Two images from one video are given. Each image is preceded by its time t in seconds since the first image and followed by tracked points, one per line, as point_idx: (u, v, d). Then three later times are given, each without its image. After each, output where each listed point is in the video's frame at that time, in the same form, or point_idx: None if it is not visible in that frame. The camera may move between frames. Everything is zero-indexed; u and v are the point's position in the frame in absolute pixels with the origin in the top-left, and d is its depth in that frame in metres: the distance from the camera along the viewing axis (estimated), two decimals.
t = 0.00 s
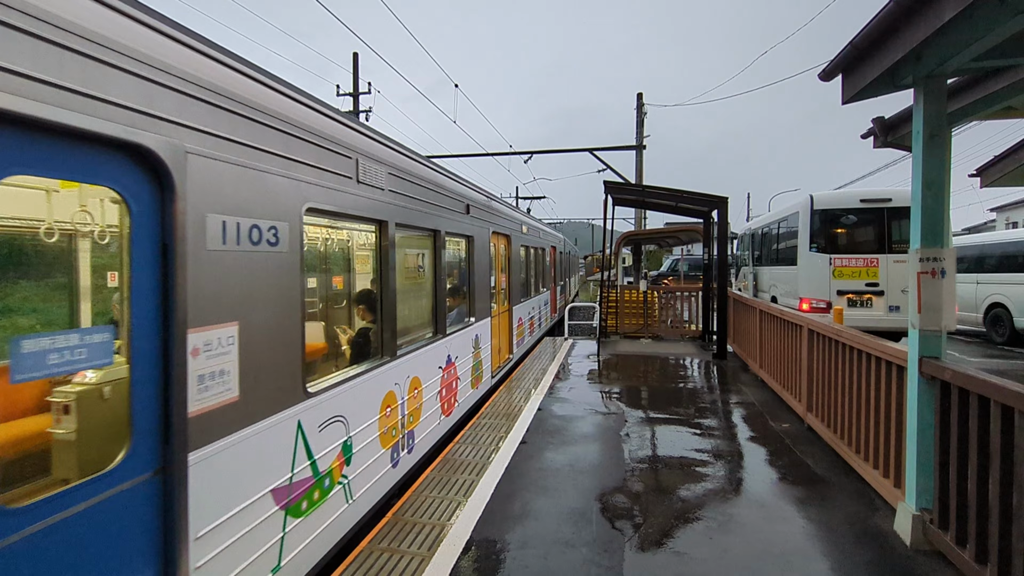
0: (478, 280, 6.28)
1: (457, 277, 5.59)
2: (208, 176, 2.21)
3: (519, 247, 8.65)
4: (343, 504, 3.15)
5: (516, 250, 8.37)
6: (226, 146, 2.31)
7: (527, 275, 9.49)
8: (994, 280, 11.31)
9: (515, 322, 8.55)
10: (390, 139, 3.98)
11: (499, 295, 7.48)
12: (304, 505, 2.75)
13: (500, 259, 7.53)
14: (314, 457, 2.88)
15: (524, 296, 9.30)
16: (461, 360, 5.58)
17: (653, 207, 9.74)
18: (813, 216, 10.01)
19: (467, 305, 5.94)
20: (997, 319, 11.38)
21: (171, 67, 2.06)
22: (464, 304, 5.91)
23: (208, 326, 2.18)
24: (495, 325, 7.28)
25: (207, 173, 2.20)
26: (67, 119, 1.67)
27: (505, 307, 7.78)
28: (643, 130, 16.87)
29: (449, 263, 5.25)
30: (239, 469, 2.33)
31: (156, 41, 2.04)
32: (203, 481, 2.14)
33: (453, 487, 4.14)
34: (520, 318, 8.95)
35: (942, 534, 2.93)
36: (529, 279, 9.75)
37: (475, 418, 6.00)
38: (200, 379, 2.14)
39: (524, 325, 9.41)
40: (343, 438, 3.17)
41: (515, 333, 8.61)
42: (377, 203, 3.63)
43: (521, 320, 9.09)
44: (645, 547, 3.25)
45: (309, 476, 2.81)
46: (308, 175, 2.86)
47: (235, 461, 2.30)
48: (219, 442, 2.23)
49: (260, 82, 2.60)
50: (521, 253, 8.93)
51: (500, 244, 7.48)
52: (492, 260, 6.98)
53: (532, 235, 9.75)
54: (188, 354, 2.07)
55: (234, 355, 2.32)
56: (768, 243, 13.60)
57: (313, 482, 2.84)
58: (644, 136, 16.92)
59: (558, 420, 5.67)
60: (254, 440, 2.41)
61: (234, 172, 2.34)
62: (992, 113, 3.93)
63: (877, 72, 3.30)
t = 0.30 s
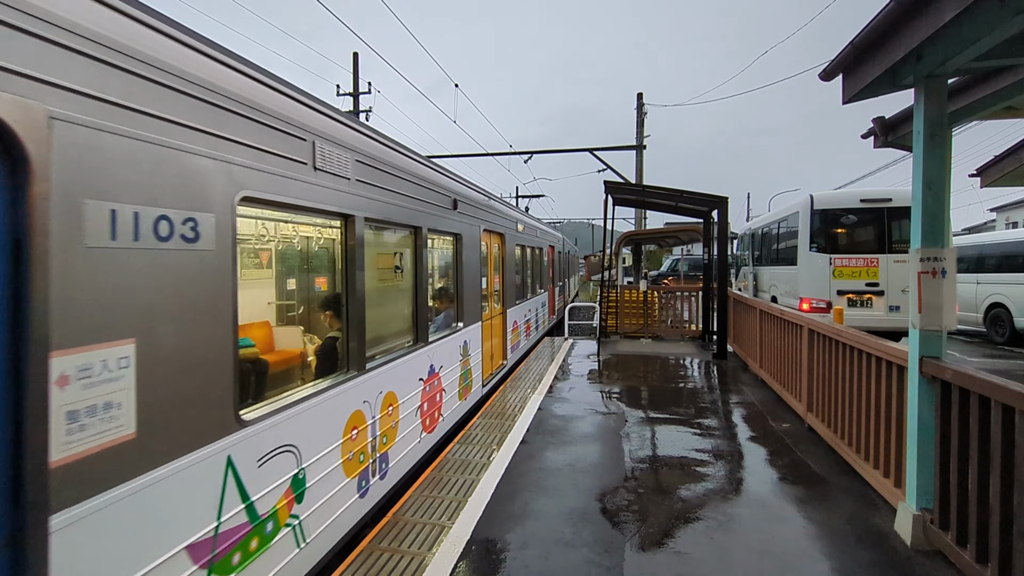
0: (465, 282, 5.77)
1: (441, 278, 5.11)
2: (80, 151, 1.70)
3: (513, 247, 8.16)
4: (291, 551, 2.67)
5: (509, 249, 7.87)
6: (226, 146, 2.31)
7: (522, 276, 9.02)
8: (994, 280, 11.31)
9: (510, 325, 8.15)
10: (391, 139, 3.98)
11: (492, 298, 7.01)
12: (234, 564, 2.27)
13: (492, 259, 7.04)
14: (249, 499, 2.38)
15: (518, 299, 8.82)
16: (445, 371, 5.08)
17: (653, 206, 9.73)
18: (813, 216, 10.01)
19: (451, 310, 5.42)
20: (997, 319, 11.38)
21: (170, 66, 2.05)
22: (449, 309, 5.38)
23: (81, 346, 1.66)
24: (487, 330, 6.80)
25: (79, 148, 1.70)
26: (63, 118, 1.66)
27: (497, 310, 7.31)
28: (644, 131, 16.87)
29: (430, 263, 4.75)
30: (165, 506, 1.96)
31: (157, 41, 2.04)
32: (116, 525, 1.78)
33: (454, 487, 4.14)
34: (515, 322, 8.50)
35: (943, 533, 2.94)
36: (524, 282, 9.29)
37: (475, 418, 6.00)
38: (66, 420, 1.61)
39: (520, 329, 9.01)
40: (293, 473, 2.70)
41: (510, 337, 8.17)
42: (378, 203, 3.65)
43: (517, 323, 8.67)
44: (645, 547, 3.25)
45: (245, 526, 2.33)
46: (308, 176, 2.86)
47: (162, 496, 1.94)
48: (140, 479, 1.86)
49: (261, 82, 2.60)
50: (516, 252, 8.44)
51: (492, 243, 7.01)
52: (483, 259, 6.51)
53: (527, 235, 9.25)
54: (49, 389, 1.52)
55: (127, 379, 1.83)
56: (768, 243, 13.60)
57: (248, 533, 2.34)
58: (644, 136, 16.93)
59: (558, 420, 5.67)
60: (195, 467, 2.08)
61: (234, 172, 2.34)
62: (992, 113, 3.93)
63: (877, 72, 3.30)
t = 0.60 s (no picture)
0: (449, 286, 5.20)
1: (419, 281, 4.55)
2: None
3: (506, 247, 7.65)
4: None
5: (502, 248, 7.35)
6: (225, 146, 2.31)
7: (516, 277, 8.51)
8: (994, 281, 11.32)
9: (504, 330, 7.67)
10: (391, 140, 4.00)
11: (482, 302, 6.50)
12: None
13: (482, 259, 6.51)
14: (135, 575, 1.83)
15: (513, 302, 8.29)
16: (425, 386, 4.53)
17: (653, 206, 9.72)
18: (813, 216, 10.01)
19: (430, 315, 4.84)
20: (997, 319, 11.38)
21: (168, 65, 2.05)
22: (428, 315, 4.81)
23: None
24: (477, 336, 6.27)
25: None
26: (60, 118, 1.67)
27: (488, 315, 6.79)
28: (643, 130, 16.88)
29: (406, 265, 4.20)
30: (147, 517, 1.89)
31: (156, 41, 2.04)
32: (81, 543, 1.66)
33: (454, 488, 4.14)
34: (510, 326, 8.00)
35: (943, 533, 2.94)
36: (518, 284, 8.78)
37: (475, 418, 6.00)
38: None
39: (516, 334, 8.55)
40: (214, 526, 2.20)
41: (504, 343, 7.68)
42: (378, 203, 3.66)
43: (512, 328, 8.19)
44: (646, 547, 3.25)
45: None
46: (307, 176, 2.86)
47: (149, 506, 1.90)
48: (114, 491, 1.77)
49: (262, 83, 2.61)
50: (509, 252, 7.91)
51: (482, 243, 6.47)
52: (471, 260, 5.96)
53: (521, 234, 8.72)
54: None
55: None
56: (768, 243, 13.61)
57: None
58: (644, 136, 16.91)
59: (559, 420, 5.67)
60: (180, 475, 2.03)
61: (231, 172, 2.34)
62: (993, 113, 3.93)
63: (878, 71, 3.29)
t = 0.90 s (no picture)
0: (431, 286, 4.71)
1: (396, 283, 4.09)
2: None
3: (498, 247, 7.23)
4: None
5: (492, 246, 6.92)
6: (224, 146, 2.31)
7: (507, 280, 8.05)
8: (994, 281, 11.32)
9: (495, 336, 7.24)
10: (391, 140, 4.00)
11: (471, 304, 6.08)
12: None
13: (471, 259, 6.08)
14: None
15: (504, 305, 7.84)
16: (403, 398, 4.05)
17: (653, 206, 9.72)
18: (814, 216, 10.01)
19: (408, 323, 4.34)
20: (997, 319, 11.39)
21: (170, 66, 2.06)
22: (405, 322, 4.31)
23: None
24: (464, 341, 5.82)
25: None
26: (65, 120, 1.68)
27: (478, 319, 6.37)
28: (643, 131, 16.88)
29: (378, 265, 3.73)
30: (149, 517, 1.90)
31: (155, 41, 2.04)
32: (77, 543, 1.68)
33: (454, 487, 4.15)
34: (500, 332, 7.57)
35: (943, 533, 2.94)
36: (511, 286, 8.31)
37: (475, 418, 5.99)
38: None
39: (507, 339, 8.12)
40: None
41: (495, 349, 7.25)
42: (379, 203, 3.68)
43: (503, 333, 7.75)
44: (646, 547, 3.26)
45: None
46: (308, 176, 2.87)
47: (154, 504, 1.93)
48: (115, 491, 1.79)
49: (262, 83, 2.62)
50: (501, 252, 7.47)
51: (472, 242, 6.05)
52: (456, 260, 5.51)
53: (514, 234, 8.28)
54: None
55: None
56: (768, 243, 13.62)
57: None
58: (644, 136, 16.92)
59: (559, 420, 5.67)
60: (180, 475, 2.03)
61: (229, 172, 2.33)
62: (993, 113, 3.94)
63: (879, 71, 3.29)
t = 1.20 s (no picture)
0: (406, 290, 4.19)
1: (366, 287, 3.63)
2: None
3: (489, 245, 6.76)
4: None
5: (483, 245, 6.42)
6: (223, 146, 2.30)
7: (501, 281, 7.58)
8: (994, 281, 11.33)
9: (487, 341, 6.77)
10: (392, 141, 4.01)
11: (457, 309, 5.60)
12: None
13: (457, 260, 5.59)
14: None
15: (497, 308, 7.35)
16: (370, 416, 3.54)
17: (653, 206, 9.72)
18: (814, 216, 10.01)
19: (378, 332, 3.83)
20: (997, 320, 11.39)
21: (170, 66, 2.07)
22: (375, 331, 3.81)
23: None
24: (450, 349, 5.34)
25: None
26: (66, 122, 1.69)
27: (465, 325, 5.90)
28: (643, 131, 16.87)
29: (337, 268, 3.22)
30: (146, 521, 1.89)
31: (155, 42, 2.04)
32: (75, 546, 1.66)
33: (454, 487, 4.14)
34: (494, 337, 7.11)
35: (943, 533, 2.94)
36: (506, 288, 7.83)
37: (476, 418, 5.99)
38: None
39: (502, 344, 7.67)
40: None
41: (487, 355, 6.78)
42: (380, 203, 3.69)
43: (497, 338, 7.29)
44: (646, 547, 3.26)
45: None
46: (309, 176, 2.87)
47: (152, 505, 1.92)
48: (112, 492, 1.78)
49: (263, 84, 2.62)
50: (493, 251, 6.97)
51: (458, 241, 5.57)
52: (439, 260, 5.00)
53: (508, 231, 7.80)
54: None
55: None
56: (768, 244, 13.63)
57: None
58: (645, 136, 16.89)
59: (559, 420, 5.66)
60: (176, 477, 2.02)
61: (227, 172, 2.32)
62: (992, 114, 3.94)
63: (879, 71, 3.29)
